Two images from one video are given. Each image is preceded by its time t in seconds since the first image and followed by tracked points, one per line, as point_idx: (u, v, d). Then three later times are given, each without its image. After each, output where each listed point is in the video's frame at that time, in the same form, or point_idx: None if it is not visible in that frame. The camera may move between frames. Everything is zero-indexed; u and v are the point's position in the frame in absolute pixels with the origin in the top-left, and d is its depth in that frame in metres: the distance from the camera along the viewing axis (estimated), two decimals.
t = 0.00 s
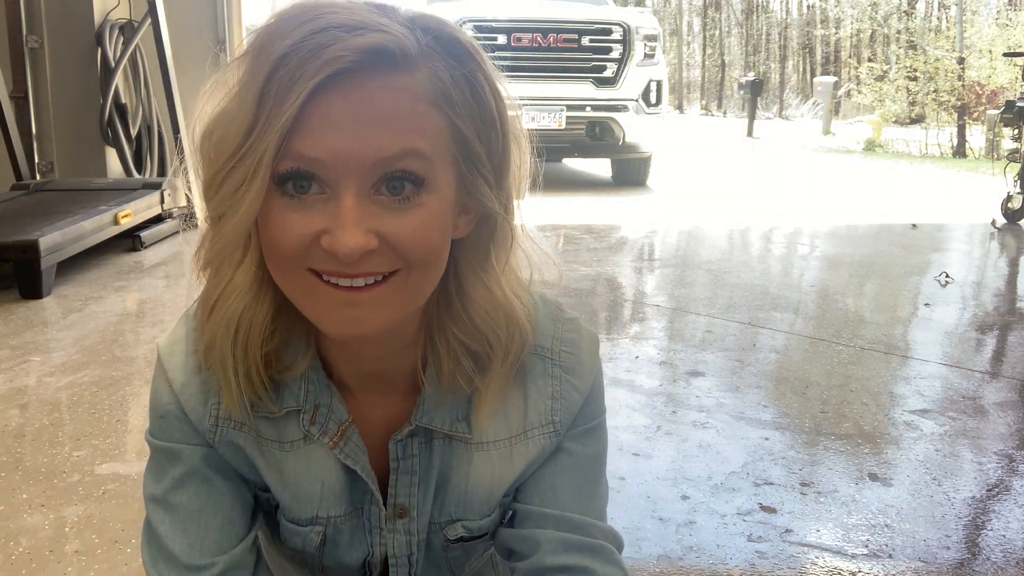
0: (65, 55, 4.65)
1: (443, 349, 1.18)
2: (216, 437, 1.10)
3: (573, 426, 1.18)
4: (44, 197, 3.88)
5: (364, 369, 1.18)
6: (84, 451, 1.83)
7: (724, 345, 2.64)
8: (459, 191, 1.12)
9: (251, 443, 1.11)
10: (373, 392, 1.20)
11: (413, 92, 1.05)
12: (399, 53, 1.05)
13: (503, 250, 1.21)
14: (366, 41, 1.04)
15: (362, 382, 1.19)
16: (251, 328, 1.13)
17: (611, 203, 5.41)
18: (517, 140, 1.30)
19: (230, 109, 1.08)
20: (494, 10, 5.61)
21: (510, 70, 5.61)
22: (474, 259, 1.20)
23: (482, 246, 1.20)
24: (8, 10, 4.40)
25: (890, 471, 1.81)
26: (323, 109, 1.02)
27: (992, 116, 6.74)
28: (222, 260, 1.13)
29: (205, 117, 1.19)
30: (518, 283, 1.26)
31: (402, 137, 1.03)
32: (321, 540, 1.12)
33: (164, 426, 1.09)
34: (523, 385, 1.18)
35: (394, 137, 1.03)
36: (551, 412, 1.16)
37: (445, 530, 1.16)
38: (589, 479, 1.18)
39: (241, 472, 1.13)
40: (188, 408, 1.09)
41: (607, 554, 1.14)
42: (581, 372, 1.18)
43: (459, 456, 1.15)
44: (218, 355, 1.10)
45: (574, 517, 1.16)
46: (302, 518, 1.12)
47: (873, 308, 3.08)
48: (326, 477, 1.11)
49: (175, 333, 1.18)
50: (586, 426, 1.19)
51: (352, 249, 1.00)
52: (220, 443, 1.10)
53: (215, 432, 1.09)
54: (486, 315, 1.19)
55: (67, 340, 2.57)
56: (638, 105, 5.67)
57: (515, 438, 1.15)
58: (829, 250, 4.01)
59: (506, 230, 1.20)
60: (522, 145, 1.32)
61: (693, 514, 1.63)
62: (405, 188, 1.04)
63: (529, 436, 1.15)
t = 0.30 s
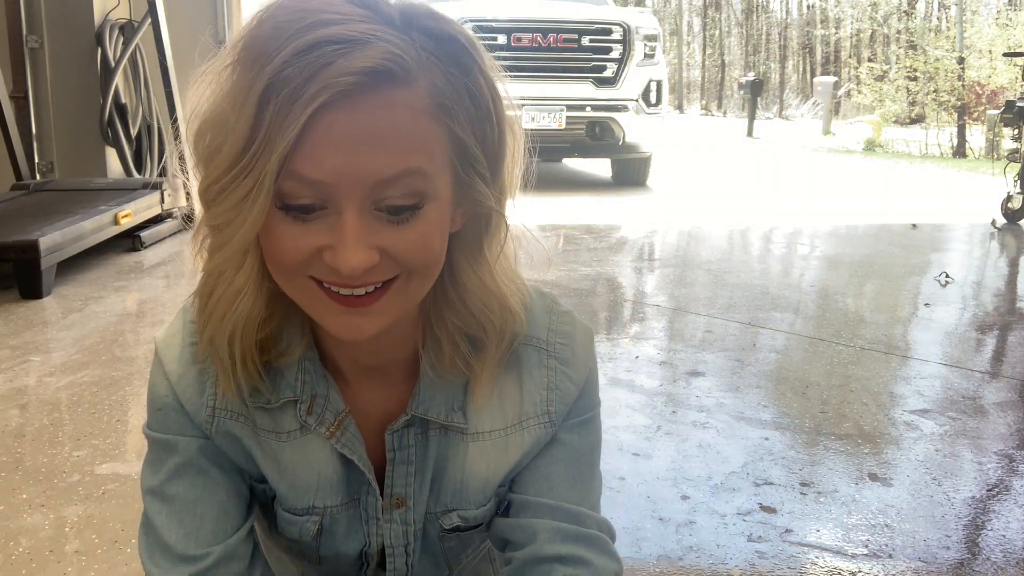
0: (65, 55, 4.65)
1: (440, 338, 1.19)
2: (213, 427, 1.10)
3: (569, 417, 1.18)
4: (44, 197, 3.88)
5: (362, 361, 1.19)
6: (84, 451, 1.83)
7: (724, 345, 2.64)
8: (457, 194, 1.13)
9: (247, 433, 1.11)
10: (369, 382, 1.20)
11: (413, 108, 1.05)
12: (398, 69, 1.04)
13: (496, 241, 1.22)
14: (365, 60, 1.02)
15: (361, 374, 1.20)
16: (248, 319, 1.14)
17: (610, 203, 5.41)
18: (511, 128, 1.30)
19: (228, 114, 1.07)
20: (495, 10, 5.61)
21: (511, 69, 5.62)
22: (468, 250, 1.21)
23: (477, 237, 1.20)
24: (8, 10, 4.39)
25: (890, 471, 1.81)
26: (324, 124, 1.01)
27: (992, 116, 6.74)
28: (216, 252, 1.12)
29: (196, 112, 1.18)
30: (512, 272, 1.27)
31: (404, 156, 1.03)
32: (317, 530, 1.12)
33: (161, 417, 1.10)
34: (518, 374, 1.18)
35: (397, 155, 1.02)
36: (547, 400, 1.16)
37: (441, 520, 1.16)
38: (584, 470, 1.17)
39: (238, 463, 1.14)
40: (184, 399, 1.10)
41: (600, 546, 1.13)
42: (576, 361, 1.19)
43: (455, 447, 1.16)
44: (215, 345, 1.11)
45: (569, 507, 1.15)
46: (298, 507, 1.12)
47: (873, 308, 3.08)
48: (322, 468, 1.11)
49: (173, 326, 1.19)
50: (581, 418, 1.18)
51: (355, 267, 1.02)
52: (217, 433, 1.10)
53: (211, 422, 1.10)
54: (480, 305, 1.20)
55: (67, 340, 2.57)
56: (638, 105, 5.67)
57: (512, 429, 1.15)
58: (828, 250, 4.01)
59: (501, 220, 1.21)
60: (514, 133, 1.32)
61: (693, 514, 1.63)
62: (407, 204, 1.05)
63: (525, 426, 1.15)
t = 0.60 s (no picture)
0: (65, 55, 4.64)
1: (436, 335, 1.20)
2: (204, 427, 1.10)
3: (567, 417, 1.18)
4: (45, 197, 3.88)
5: (359, 360, 1.19)
6: (84, 451, 1.83)
7: (724, 345, 2.64)
8: (454, 198, 1.13)
9: (240, 432, 1.11)
10: (364, 380, 1.20)
11: (409, 117, 1.04)
12: (394, 79, 1.04)
13: (492, 240, 1.22)
14: (362, 72, 1.02)
15: (357, 374, 1.20)
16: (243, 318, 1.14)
17: (610, 203, 5.41)
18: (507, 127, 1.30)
19: (223, 121, 1.07)
20: (494, 10, 5.61)
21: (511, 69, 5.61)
22: (464, 249, 1.21)
23: (473, 236, 1.21)
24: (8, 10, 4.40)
25: (890, 471, 1.81)
26: (322, 134, 1.01)
27: (992, 116, 6.74)
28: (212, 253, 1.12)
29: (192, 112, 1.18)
30: (509, 271, 1.27)
31: (401, 165, 1.02)
32: (308, 530, 1.12)
33: (152, 415, 1.10)
34: (516, 372, 1.18)
35: (395, 165, 1.02)
36: (545, 399, 1.16)
37: (443, 519, 1.16)
38: (585, 467, 1.17)
39: (228, 463, 1.13)
40: (176, 398, 1.10)
41: (605, 543, 1.13)
42: (574, 359, 1.19)
43: (452, 446, 1.16)
44: (209, 344, 1.11)
45: (572, 504, 1.14)
46: (289, 506, 1.12)
47: (873, 308, 3.08)
48: (317, 467, 1.11)
49: (168, 325, 1.19)
50: (581, 414, 1.18)
51: (352, 276, 1.02)
52: (208, 433, 1.10)
53: (203, 422, 1.10)
54: (476, 303, 1.20)
55: (67, 340, 2.57)
56: (638, 105, 5.67)
57: (510, 428, 1.15)
58: (829, 251, 4.01)
59: (496, 219, 1.21)
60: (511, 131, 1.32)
61: (693, 514, 1.63)
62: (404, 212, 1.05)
63: (523, 425, 1.15)
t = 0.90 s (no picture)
0: (65, 55, 4.64)
1: (433, 345, 1.18)
2: (194, 440, 1.10)
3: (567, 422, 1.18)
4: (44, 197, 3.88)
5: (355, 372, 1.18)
6: (84, 451, 1.83)
7: (724, 345, 2.64)
8: (450, 212, 1.12)
9: (231, 447, 1.11)
10: (360, 392, 1.18)
11: (404, 131, 1.03)
12: (390, 93, 1.02)
13: (490, 252, 1.21)
14: (356, 85, 1.00)
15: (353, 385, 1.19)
16: (236, 331, 1.13)
17: (609, 203, 5.41)
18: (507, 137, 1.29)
19: (216, 132, 1.06)
20: (494, 10, 5.62)
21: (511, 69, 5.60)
22: (461, 260, 1.20)
23: (469, 248, 1.19)
24: (8, 10, 4.39)
25: (890, 471, 1.81)
26: (313, 148, 0.99)
27: (992, 116, 6.74)
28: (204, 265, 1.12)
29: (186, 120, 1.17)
30: (508, 279, 1.26)
31: (395, 181, 1.01)
32: (302, 545, 1.11)
33: (140, 424, 1.09)
34: (515, 378, 1.18)
35: (388, 180, 1.00)
36: (547, 399, 1.16)
37: (451, 528, 1.16)
38: (592, 466, 1.17)
39: (213, 477, 1.13)
40: (166, 410, 1.09)
41: (621, 538, 1.13)
42: (573, 364, 1.19)
43: (453, 455, 1.15)
44: (202, 357, 1.11)
45: (582, 503, 1.15)
46: (283, 521, 1.11)
47: (873, 308, 3.08)
48: (313, 480, 1.10)
49: (160, 335, 1.18)
50: (584, 411, 1.19)
51: (343, 292, 1.01)
52: (197, 446, 1.10)
53: (193, 434, 1.09)
54: (473, 312, 1.19)
55: (67, 340, 2.57)
56: (638, 105, 5.66)
57: (513, 432, 1.15)
58: (828, 251, 4.01)
59: (494, 233, 1.20)
60: (511, 142, 1.31)
61: (693, 514, 1.63)
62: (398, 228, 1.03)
63: (525, 429, 1.15)
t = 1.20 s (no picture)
0: (65, 55, 4.64)
1: (427, 359, 1.18)
2: (189, 455, 1.09)
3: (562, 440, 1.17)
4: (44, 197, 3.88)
5: (350, 386, 1.18)
6: (84, 451, 1.83)
7: (724, 345, 2.64)
8: (447, 226, 1.12)
9: (227, 463, 1.11)
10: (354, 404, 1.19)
11: (399, 145, 1.03)
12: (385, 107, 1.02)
13: (488, 266, 1.21)
14: (351, 99, 1.00)
15: (348, 399, 1.19)
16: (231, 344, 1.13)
17: (609, 203, 5.41)
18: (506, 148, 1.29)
19: (209, 144, 1.05)
20: (494, 10, 5.63)
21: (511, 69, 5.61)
22: (459, 275, 1.19)
23: (468, 261, 1.19)
24: (8, 10, 4.39)
25: (890, 471, 1.81)
26: (307, 161, 0.99)
27: (992, 116, 6.75)
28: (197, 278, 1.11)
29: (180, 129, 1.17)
30: (506, 293, 1.26)
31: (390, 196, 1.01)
32: (300, 562, 1.12)
33: (136, 436, 1.09)
34: (510, 395, 1.18)
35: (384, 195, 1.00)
36: (541, 420, 1.16)
37: (441, 546, 1.16)
38: (582, 485, 1.18)
39: (210, 489, 1.13)
40: (162, 426, 1.09)
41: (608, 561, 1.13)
42: (569, 382, 1.18)
43: (446, 472, 1.15)
44: (196, 371, 1.10)
45: (569, 525, 1.15)
46: (280, 539, 1.12)
47: (873, 308, 3.08)
48: (310, 497, 1.11)
49: (155, 345, 1.17)
50: (579, 429, 1.18)
51: (338, 308, 1.01)
52: (194, 461, 1.10)
53: (189, 450, 1.09)
54: (468, 327, 1.19)
55: (67, 340, 2.57)
56: (638, 105, 5.66)
57: (505, 451, 1.15)
58: (828, 251, 4.01)
59: (492, 247, 1.20)
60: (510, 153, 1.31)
61: (693, 514, 1.63)
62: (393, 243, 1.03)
63: (518, 447, 1.15)
